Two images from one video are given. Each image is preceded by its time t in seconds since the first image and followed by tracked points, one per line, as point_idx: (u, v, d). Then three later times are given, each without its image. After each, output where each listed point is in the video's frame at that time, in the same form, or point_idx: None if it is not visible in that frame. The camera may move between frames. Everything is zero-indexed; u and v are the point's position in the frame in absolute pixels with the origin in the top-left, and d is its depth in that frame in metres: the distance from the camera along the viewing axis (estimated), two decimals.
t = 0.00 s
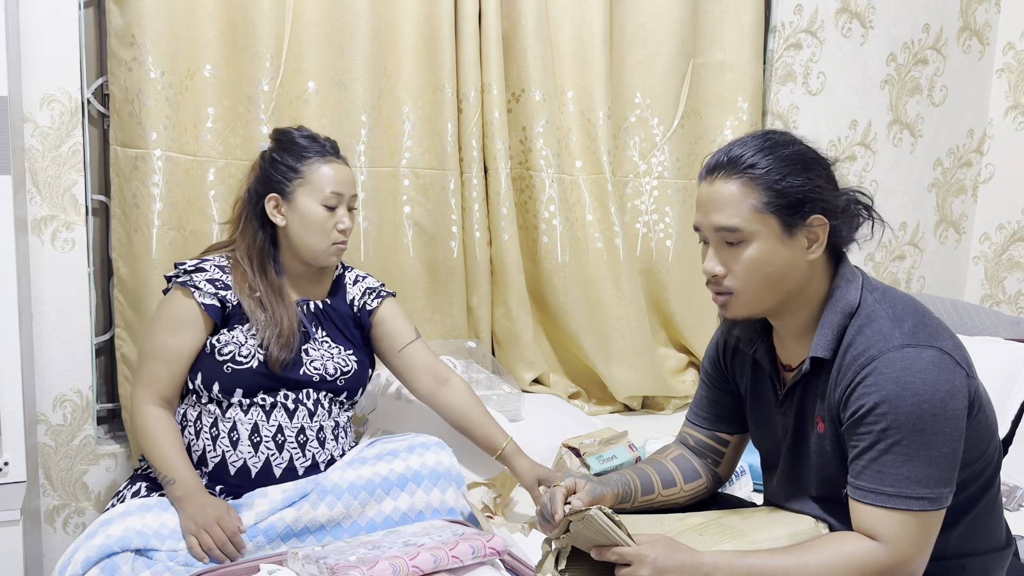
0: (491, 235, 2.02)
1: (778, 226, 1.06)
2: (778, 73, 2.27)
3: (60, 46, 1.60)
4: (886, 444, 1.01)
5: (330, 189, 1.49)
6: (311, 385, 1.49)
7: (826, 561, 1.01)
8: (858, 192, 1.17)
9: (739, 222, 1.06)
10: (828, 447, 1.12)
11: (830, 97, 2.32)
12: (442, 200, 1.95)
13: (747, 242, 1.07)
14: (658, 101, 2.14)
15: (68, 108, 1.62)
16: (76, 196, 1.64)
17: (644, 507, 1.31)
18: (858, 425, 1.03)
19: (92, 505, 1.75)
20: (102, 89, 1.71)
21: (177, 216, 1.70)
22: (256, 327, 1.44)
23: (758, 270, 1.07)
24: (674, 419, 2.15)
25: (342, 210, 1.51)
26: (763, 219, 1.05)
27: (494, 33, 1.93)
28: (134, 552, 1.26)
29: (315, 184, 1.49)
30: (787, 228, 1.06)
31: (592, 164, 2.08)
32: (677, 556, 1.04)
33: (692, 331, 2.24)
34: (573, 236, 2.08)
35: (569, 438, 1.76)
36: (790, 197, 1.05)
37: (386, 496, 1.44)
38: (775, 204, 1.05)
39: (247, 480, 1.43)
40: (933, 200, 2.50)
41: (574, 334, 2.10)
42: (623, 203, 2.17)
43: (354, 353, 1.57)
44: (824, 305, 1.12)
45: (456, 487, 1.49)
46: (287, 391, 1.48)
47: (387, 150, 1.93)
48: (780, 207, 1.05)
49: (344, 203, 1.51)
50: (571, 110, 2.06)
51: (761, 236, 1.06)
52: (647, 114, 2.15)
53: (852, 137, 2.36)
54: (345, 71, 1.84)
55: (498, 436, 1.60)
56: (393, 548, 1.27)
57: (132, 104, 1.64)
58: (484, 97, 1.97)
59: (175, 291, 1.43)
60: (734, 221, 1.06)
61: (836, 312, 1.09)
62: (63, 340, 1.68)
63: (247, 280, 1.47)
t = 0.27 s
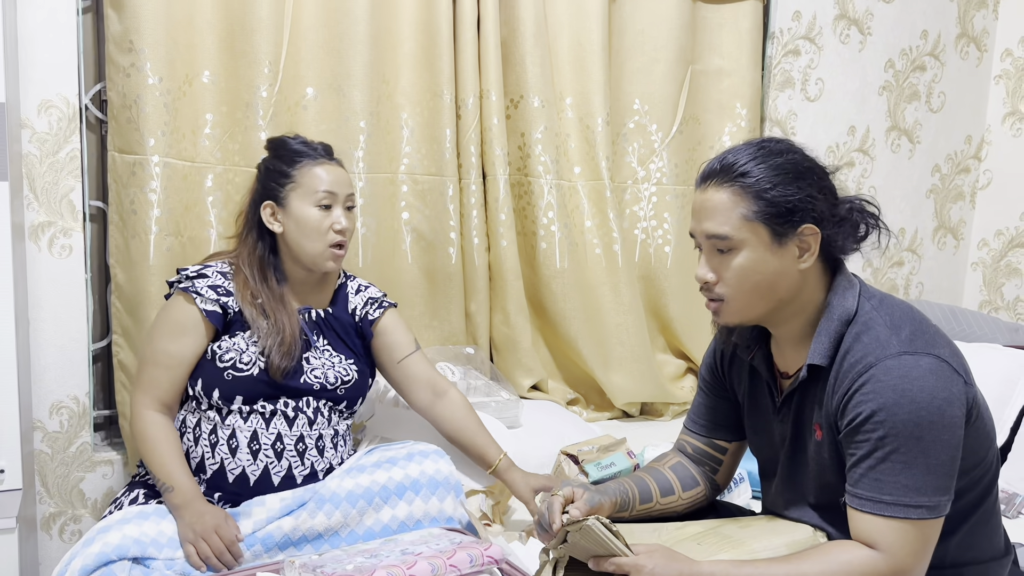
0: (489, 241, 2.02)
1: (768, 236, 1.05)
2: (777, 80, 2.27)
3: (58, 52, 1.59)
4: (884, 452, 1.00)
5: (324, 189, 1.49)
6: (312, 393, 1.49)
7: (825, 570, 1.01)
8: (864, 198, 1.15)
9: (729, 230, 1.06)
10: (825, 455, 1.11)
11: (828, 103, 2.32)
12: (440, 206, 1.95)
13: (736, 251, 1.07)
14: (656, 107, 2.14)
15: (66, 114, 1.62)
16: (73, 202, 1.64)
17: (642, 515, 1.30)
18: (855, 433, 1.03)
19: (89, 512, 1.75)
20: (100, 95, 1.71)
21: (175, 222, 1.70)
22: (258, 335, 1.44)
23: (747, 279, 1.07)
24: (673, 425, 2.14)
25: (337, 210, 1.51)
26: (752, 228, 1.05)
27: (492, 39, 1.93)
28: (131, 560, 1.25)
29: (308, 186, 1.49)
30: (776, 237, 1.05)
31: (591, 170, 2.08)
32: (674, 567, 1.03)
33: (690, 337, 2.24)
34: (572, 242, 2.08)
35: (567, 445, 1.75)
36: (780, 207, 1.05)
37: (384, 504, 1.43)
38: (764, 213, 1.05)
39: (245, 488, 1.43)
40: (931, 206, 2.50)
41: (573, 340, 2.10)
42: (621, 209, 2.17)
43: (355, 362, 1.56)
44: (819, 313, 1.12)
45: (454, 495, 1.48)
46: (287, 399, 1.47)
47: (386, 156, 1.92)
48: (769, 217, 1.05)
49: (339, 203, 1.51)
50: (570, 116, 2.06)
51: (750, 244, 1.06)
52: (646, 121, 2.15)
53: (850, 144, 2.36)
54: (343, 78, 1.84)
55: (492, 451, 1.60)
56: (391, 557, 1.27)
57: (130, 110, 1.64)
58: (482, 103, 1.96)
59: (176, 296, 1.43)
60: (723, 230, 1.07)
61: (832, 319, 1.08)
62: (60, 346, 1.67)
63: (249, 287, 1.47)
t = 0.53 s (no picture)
0: (489, 248, 2.02)
1: (766, 245, 1.06)
2: (776, 87, 2.28)
3: (60, 60, 1.60)
4: (885, 462, 1.00)
5: (315, 195, 1.49)
6: (310, 400, 1.49)
7: None
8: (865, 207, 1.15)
9: (727, 238, 1.07)
10: (826, 464, 1.11)
11: (828, 110, 2.33)
12: (440, 213, 1.95)
13: (735, 259, 1.07)
14: (656, 115, 2.15)
15: (67, 121, 1.62)
16: (74, 210, 1.64)
17: (643, 524, 1.30)
18: (856, 442, 1.03)
19: (88, 519, 1.74)
20: (101, 102, 1.72)
21: (175, 230, 1.70)
22: (254, 343, 1.44)
23: (746, 287, 1.07)
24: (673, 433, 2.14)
25: (329, 214, 1.51)
26: (750, 237, 1.06)
27: (493, 47, 1.94)
28: (131, 569, 1.25)
29: (299, 193, 1.49)
30: (775, 246, 1.06)
31: (591, 178, 2.09)
32: None
33: (691, 344, 2.24)
34: (572, 249, 2.08)
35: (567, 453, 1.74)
36: (778, 216, 1.05)
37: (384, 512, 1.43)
38: (763, 222, 1.05)
39: (245, 496, 1.43)
40: (931, 213, 2.50)
41: (573, 348, 2.10)
42: (621, 216, 2.17)
43: (353, 366, 1.57)
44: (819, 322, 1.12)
45: (454, 502, 1.48)
46: (285, 406, 1.47)
47: (386, 164, 1.93)
48: (767, 226, 1.05)
49: (331, 207, 1.51)
50: (570, 124, 2.06)
51: (749, 253, 1.06)
52: (646, 128, 2.15)
53: (850, 151, 2.36)
54: (344, 85, 1.85)
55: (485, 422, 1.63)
56: (391, 566, 1.26)
57: (131, 117, 1.64)
58: (482, 111, 1.97)
59: (170, 307, 1.43)
60: (721, 238, 1.07)
61: (833, 328, 1.08)
62: (60, 354, 1.67)
63: (244, 295, 1.47)
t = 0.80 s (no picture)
0: (492, 255, 2.02)
1: (764, 256, 1.06)
2: (779, 94, 2.27)
3: (63, 67, 1.60)
4: (890, 472, 0.99)
5: (304, 203, 1.47)
6: (306, 405, 1.48)
7: None
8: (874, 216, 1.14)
9: (725, 247, 1.07)
10: (831, 473, 1.10)
11: (831, 117, 2.32)
12: (443, 220, 1.95)
13: (733, 268, 1.08)
14: (659, 121, 2.15)
15: (70, 128, 1.62)
16: (76, 216, 1.64)
17: (646, 533, 1.30)
18: (861, 452, 1.02)
19: (90, 527, 1.74)
20: (104, 109, 1.71)
21: (178, 237, 1.70)
22: (248, 352, 1.42)
23: (742, 296, 1.08)
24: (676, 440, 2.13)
25: (318, 221, 1.49)
26: (747, 248, 1.06)
27: (496, 53, 1.94)
28: None
29: (287, 201, 1.47)
30: (772, 258, 1.06)
31: (594, 184, 2.09)
32: None
33: (694, 351, 2.23)
34: (575, 255, 2.08)
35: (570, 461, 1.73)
36: (777, 228, 1.05)
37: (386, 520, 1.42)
38: (761, 234, 1.05)
39: (245, 504, 1.42)
40: (934, 220, 2.50)
41: (576, 354, 2.09)
42: (624, 222, 2.17)
43: (348, 369, 1.55)
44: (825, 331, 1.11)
45: (456, 509, 1.47)
46: (282, 412, 1.47)
47: (389, 170, 1.93)
48: (766, 238, 1.05)
49: (320, 214, 1.49)
50: (573, 130, 2.06)
51: (746, 263, 1.07)
52: (649, 135, 2.15)
53: (853, 157, 2.36)
54: (347, 92, 1.85)
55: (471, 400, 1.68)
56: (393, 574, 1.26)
57: (134, 124, 1.64)
58: (485, 117, 1.97)
59: (161, 319, 1.42)
60: (719, 246, 1.08)
61: (839, 337, 1.08)
62: (62, 361, 1.67)
63: (234, 305, 1.46)
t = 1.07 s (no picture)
0: (497, 257, 2.02)
1: (765, 261, 1.06)
2: (785, 96, 2.27)
3: (69, 69, 1.60)
4: (901, 476, 0.99)
5: (295, 205, 1.45)
6: (306, 404, 1.47)
7: None
8: (893, 221, 1.11)
9: (728, 250, 1.08)
10: (841, 477, 1.10)
11: (837, 119, 2.32)
12: (448, 222, 1.94)
13: (734, 270, 1.08)
14: (665, 123, 2.14)
15: (76, 130, 1.62)
16: (82, 218, 1.64)
17: (655, 536, 1.28)
18: (872, 456, 1.02)
19: (95, 529, 1.74)
20: (110, 111, 1.71)
21: (183, 239, 1.70)
22: (244, 354, 1.41)
23: (742, 299, 1.09)
24: (682, 443, 2.13)
25: (310, 222, 1.47)
26: (749, 252, 1.06)
27: (501, 55, 1.93)
28: None
29: (278, 203, 1.45)
30: (774, 264, 1.05)
31: (599, 186, 2.08)
32: None
33: (699, 353, 2.22)
34: (581, 257, 2.07)
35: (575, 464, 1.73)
36: (781, 235, 1.04)
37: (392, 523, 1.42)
38: (764, 239, 1.05)
39: (248, 506, 1.41)
40: (941, 222, 2.49)
41: (581, 357, 2.09)
42: (630, 224, 2.17)
43: (347, 366, 1.54)
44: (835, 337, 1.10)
45: (462, 511, 1.46)
46: (282, 413, 1.45)
47: (394, 172, 1.92)
48: (768, 243, 1.05)
49: (312, 215, 1.47)
50: (578, 132, 2.06)
51: (748, 267, 1.07)
52: (654, 137, 2.15)
53: (859, 160, 2.35)
54: (352, 94, 1.84)
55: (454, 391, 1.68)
56: None
57: (140, 126, 1.63)
58: (490, 119, 1.96)
59: (155, 326, 1.40)
60: (723, 248, 1.08)
61: (849, 341, 1.07)
62: (67, 363, 1.67)
63: (228, 308, 1.44)
